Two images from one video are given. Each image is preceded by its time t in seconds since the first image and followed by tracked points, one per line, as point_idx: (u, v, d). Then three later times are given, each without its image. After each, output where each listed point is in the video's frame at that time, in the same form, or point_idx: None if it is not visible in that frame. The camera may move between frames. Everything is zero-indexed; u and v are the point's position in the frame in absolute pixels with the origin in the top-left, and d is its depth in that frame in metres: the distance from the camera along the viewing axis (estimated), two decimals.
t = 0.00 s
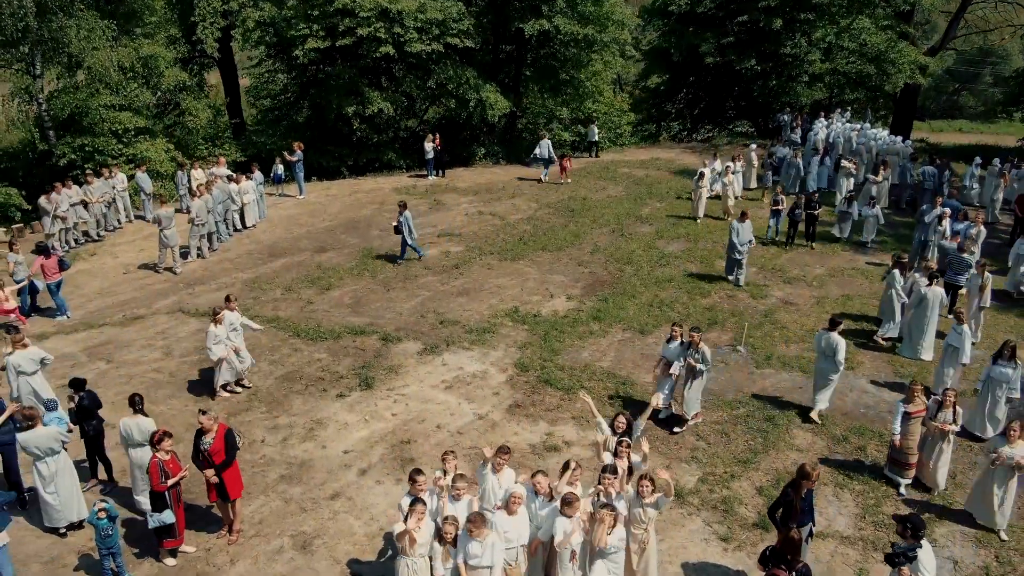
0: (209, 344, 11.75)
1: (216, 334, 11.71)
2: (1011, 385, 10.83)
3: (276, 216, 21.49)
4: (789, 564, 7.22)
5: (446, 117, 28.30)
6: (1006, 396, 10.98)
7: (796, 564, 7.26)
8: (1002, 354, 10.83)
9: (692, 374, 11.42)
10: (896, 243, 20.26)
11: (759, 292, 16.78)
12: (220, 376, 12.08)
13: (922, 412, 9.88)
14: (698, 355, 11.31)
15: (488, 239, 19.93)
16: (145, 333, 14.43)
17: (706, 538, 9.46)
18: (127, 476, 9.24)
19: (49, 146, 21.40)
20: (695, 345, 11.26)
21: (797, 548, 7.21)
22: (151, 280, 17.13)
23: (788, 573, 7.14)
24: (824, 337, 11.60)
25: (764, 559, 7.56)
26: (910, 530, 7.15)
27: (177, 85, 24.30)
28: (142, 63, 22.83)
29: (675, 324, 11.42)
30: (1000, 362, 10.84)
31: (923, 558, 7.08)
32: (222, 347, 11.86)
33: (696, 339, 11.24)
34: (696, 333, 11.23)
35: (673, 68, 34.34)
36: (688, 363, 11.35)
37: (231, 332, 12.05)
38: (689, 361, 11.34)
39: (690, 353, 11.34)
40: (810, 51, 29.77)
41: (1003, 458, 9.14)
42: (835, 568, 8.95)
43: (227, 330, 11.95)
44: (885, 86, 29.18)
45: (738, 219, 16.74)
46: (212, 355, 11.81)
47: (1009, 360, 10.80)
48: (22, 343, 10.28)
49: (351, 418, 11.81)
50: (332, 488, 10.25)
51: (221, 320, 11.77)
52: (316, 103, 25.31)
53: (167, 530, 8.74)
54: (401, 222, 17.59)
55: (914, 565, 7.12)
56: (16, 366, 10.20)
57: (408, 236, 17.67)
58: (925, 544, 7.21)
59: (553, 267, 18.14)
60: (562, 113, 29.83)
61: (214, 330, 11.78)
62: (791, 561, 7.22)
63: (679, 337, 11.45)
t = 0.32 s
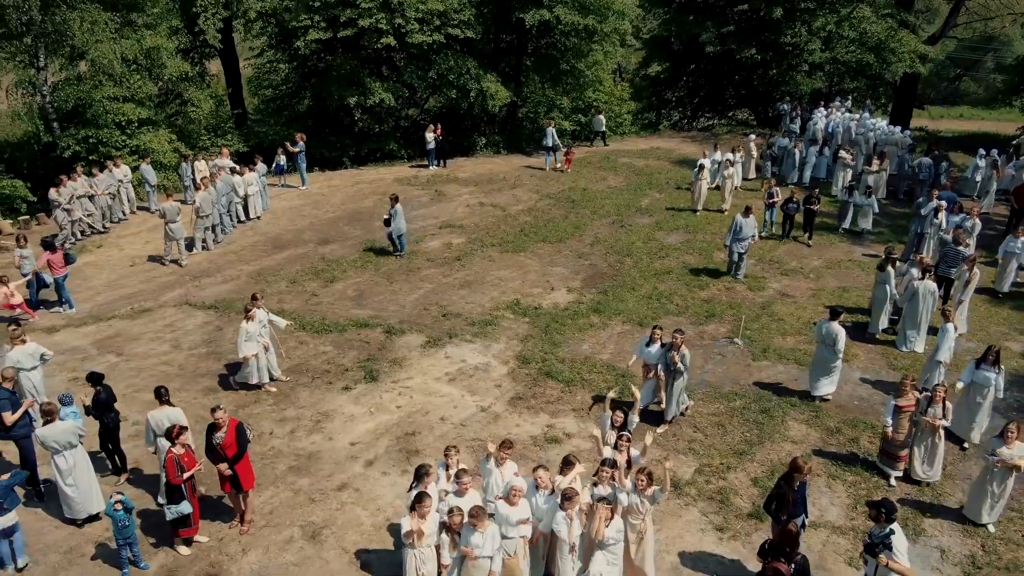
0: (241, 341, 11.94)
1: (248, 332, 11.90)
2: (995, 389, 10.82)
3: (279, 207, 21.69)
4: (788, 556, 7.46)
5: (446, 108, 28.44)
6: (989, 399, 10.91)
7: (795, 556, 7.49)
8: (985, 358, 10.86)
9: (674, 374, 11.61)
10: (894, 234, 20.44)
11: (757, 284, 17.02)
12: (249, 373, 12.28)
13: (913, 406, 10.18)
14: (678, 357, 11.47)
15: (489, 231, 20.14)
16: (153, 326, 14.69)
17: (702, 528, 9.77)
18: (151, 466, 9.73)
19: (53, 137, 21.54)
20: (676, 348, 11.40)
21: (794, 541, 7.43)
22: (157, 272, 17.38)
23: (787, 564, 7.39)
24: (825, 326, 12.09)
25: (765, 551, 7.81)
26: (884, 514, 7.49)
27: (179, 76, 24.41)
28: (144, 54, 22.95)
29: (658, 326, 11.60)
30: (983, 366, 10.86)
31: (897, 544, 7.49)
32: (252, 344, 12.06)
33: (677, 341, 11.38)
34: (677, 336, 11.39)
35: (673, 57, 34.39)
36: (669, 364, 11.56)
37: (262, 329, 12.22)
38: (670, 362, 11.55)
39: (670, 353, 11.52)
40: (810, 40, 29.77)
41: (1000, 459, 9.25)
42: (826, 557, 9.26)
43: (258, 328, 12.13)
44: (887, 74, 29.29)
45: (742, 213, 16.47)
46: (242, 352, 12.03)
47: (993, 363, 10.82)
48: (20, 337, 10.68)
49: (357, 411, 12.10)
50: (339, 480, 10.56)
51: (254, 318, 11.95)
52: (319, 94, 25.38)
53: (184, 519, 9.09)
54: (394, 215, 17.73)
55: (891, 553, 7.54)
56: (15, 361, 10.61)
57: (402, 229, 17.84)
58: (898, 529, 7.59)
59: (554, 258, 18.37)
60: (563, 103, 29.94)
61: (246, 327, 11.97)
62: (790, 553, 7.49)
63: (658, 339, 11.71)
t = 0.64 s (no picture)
0: (275, 331, 12.30)
1: (282, 323, 12.26)
2: (974, 387, 10.97)
3: (283, 196, 22.02)
4: (783, 538, 7.94)
5: (448, 95, 28.70)
6: (967, 399, 11.11)
7: (789, 538, 7.98)
8: (966, 357, 10.99)
9: (655, 366, 11.93)
10: (889, 222, 20.79)
11: (753, 272, 17.42)
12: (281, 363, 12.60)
13: (899, 394, 10.65)
14: (659, 351, 11.75)
15: (491, 219, 20.49)
16: (165, 314, 15.10)
17: (696, 510, 10.23)
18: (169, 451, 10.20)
19: (61, 127, 21.85)
20: (655, 341, 11.69)
21: (788, 524, 7.88)
22: (167, 261, 17.77)
23: (783, 545, 7.90)
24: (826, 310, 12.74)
25: (760, 533, 8.28)
26: (869, 498, 7.92)
27: (183, 64, 24.65)
28: (149, 44, 23.18)
29: (636, 321, 11.71)
30: (964, 364, 10.98)
31: (877, 525, 7.96)
32: (286, 335, 12.40)
33: (657, 336, 11.66)
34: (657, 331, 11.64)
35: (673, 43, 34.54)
36: (649, 357, 11.86)
37: (293, 320, 12.57)
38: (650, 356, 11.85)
39: (652, 346, 11.76)
40: (810, 26, 29.93)
41: (983, 453, 9.49)
42: (814, 537, 9.74)
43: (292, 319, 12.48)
44: (886, 61, 29.52)
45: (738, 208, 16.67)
46: (277, 342, 12.35)
47: (974, 362, 10.95)
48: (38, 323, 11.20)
49: (365, 397, 12.54)
50: (349, 464, 11.02)
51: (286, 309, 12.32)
52: (322, 82, 25.64)
53: (203, 501, 9.55)
54: (383, 207, 18.06)
55: (871, 532, 8.01)
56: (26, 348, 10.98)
57: (391, 221, 18.16)
58: (881, 512, 8.03)
59: (554, 247, 18.74)
60: (564, 90, 30.16)
61: (280, 318, 12.35)
62: (785, 535, 7.95)
63: (639, 333, 11.85)
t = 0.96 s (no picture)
0: (314, 320, 12.92)
1: (320, 312, 12.88)
2: (948, 381, 11.42)
3: (289, 183, 22.46)
4: (769, 512, 8.45)
5: (450, 82, 29.08)
6: (944, 392, 11.55)
7: (774, 512, 8.48)
8: (939, 352, 11.49)
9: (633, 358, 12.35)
10: (881, 208, 21.24)
11: (748, 259, 17.92)
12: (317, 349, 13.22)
13: (880, 377, 11.27)
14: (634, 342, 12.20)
15: (493, 206, 20.95)
16: (178, 300, 15.63)
17: (689, 488, 10.81)
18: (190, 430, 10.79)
19: (70, 116, 22.26)
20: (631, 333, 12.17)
21: (773, 499, 8.38)
22: (177, 249, 18.27)
23: (769, 519, 8.44)
24: (823, 293, 13.48)
25: (748, 508, 8.79)
26: (855, 480, 8.46)
27: (188, 52, 24.99)
28: (156, 33, 23.55)
29: (612, 314, 12.33)
30: (937, 360, 11.46)
31: (860, 503, 8.49)
32: (324, 323, 13.04)
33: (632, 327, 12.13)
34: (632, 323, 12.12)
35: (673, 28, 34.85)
36: (626, 348, 12.31)
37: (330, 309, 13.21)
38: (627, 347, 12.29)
39: (628, 338, 12.23)
40: (808, 13, 30.21)
41: (960, 441, 10.04)
42: (800, 512, 10.33)
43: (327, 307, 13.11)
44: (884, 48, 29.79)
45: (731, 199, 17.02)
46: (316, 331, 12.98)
47: (947, 358, 11.44)
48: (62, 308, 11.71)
49: (374, 380, 13.11)
50: (360, 444, 11.60)
51: (322, 299, 12.93)
52: (325, 70, 26.03)
53: (223, 478, 10.15)
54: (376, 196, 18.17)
55: (853, 509, 8.53)
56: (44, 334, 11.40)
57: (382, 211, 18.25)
58: (865, 493, 8.56)
59: (554, 234, 19.23)
60: (563, 77, 30.51)
61: (316, 308, 12.96)
62: (771, 508, 8.46)
63: (615, 327, 12.41)
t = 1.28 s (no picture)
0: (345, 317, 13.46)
1: (350, 309, 13.42)
2: (922, 382, 11.98)
3: (296, 177, 23.02)
4: (753, 498, 9.16)
5: (452, 76, 29.60)
6: (917, 392, 12.06)
7: (758, 498, 9.20)
8: (915, 354, 12.05)
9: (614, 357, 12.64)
10: (872, 202, 21.83)
11: (742, 253, 18.54)
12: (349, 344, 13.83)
13: (862, 371, 11.93)
14: (619, 341, 12.56)
15: (495, 201, 21.52)
16: (193, 295, 16.27)
17: (680, 474, 11.52)
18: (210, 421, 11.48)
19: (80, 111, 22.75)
20: (616, 332, 12.56)
21: (756, 486, 9.08)
22: (189, 243, 18.88)
23: (753, 504, 9.16)
24: (813, 288, 14.14)
25: (733, 493, 9.50)
26: (838, 472, 9.20)
27: (195, 46, 25.41)
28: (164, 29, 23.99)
29: (596, 312, 12.68)
30: (914, 361, 12.02)
31: (841, 493, 9.20)
32: (354, 320, 13.58)
33: (618, 327, 12.55)
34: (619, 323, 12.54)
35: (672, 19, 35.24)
36: (610, 346, 12.60)
37: (359, 307, 13.75)
38: (611, 345, 12.59)
39: (613, 338, 12.57)
40: (806, 7, 30.64)
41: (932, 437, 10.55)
42: (783, 498, 11.04)
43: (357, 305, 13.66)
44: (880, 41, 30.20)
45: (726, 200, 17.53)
46: (347, 327, 13.53)
47: (922, 359, 12.01)
48: (94, 304, 12.32)
49: (383, 372, 13.78)
50: (371, 433, 12.28)
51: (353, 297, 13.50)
52: (330, 64, 26.56)
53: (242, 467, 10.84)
54: (367, 196, 18.72)
55: (833, 498, 9.24)
56: (75, 329, 12.02)
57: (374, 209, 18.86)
58: (845, 483, 9.26)
59: (555, 228, 19.82)
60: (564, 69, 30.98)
61: (347, 305, 13.53)
62: (755, 495, 9.17)
63: (600, 325, 12.74)
